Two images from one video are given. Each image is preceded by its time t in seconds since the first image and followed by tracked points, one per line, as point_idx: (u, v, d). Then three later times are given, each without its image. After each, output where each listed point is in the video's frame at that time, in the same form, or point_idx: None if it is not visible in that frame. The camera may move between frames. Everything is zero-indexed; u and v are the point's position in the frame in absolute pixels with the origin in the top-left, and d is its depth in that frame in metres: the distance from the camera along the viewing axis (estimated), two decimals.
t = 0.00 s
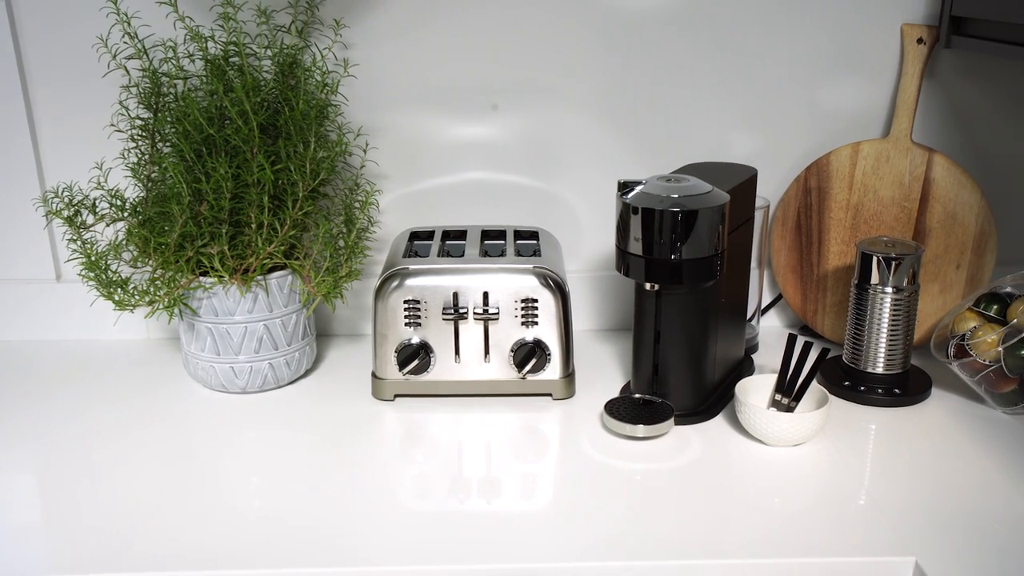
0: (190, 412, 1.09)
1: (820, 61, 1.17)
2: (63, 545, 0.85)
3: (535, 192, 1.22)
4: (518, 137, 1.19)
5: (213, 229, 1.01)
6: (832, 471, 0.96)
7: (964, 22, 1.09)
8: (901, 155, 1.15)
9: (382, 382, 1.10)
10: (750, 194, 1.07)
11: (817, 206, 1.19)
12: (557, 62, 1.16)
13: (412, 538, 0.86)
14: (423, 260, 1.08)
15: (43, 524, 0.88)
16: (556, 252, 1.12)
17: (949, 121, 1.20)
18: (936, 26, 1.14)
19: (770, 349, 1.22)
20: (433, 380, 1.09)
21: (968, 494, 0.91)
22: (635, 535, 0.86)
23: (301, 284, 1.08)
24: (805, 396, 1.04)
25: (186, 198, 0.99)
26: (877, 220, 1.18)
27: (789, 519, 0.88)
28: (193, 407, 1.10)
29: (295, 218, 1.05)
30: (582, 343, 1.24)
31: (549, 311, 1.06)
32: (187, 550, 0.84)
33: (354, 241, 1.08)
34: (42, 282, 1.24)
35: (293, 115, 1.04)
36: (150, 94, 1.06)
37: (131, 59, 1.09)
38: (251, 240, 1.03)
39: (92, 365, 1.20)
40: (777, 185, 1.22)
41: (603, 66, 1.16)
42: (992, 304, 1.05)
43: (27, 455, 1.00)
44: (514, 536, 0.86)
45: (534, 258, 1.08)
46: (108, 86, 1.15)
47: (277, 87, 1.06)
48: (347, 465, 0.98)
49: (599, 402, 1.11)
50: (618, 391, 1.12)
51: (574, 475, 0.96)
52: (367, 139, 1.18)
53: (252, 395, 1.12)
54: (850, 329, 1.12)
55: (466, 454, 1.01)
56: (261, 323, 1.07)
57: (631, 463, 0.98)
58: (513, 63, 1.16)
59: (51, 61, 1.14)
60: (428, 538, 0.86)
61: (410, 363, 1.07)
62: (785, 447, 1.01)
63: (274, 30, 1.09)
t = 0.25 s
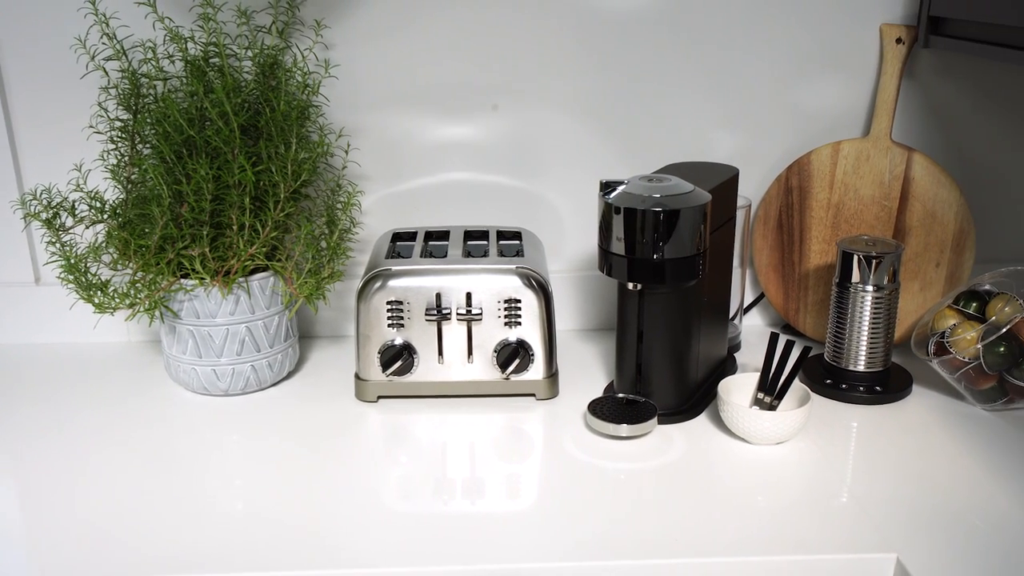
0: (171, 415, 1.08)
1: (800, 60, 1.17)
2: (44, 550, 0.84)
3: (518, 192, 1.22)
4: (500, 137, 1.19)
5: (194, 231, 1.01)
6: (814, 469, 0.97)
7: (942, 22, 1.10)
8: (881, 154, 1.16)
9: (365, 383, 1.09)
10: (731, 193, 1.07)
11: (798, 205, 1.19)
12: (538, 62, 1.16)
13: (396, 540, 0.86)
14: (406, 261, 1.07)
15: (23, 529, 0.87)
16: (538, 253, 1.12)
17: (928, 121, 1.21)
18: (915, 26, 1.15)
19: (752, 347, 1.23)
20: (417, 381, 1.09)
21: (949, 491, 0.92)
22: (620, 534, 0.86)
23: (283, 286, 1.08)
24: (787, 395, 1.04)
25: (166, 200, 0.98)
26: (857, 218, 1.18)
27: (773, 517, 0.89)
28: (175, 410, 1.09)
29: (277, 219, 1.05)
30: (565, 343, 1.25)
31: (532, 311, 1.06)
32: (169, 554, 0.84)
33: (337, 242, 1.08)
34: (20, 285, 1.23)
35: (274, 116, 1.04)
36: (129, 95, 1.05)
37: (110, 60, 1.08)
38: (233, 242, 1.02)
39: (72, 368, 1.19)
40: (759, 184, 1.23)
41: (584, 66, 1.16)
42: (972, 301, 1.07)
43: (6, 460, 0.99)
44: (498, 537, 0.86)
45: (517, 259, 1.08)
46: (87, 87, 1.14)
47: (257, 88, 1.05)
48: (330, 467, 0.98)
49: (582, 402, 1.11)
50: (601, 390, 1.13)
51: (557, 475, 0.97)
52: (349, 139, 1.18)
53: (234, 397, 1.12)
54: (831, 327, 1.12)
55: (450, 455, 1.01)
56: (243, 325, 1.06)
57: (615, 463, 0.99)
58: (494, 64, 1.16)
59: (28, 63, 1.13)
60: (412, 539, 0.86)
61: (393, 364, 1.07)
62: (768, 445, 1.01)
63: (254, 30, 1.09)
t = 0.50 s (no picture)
0: (153, 418, 1.07)
1: (781, 60, 1.18)
2: (24, 555, 0.83)
3: (501, 192, 1.22)
4: (483, 138, 1.19)
5: (175, 232, 1.00)
6: (797, 467, 0.97)
7: (922, 21, 1.11)
8: (862, 153, 1.17)
9: (349, 384, 1.09)
10: (713, 193, 1.07)
11: (780, 204, 1.20)
12: (521, 62, 1.16)
13: (380, 542, 0.86)
14: (389, 262, 1.07)
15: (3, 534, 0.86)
16: (521, 253, 1.12)
17: (908, 120, 1.21)
18: (895, 26, 1.16)
19: (735, 346, 1.23)
20: (400, 383, 1.09)
21: (930, 487, 0.93)
22: (604, 533, 0.86)
23: (265, 287, 1.08)
24: (770, 393, 1.05)
25: (147, 202, 0.98)
26: (839, 217, 1.19)
27: (757, 515, 0.89)
28: (157, 413, 1.09)
29: (259, 220, 1.04)
30: (548, 343, 1.25)
31: (515, 311, 1.06)
32: (151, 558, 0.83)
33: (319, 243, 1.08)
34: None
35: (256, 117, 1.03)
36: (109, 96, 1.04)
37: (89, 61, 1.07)
38: (214, 244, 1.02)
39: (51, 372, 1.18)
40: (740, 184, 1.23)
41: (566, 66, 1.16)
42: (952, 300, 1.08)
43: None
44: (482, 538, 0.86)
45: (500, 259, 1.08)
46: (66, 89, 1.14)
47: (238, 89, 1.05)
48: (314, 470, 0.98)
49: (566, 402, 1.11)
50: (584, 390, 1.13)
51: (541, 475, 0.96)
52: (331, 140, 1.17)
53: (216, 400, 1.11)
54: (813, 326, 1.13)
55: (434, 456, 1.01)
56: (225, 327, 1.06)
57: (599, 462, 0.99)
58: (477, 64, 1.16)
59: (6, 64, 1.13)
60: (396, 541, 0.86)
61: (376, 365, 1.07)
62: (751, 444, 1.01)
63: (235, 31, 1.08)
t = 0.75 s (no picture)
0: (135, 422, 1.07)
1: (762, 60, 1.18)
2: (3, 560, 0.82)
3: (483, 193, 1.22)
4: (465, 138, 1.19)
5: (155, 234, 0.99)
6: (780, 465, 0.98)
7: (900, 21, 1.11)
8: (842, 152, 1.17)
9: (332, 386, 1.09)
10: (695, 192, 1.08)
11: (761, 203, 1.20)
12: (502, 63, 1.16)
13: (364, 543, 0.85)
14: (371, 263, 1.07)
15: None
16: (504, 253, 1.12)
17: (887, 119, 1.22)
18: (873, 26, 1.17)
19: (718, 345, 1.24)
20: (383, 384, 1.09)
21: (912, 484, 0.93)
22: (588, 533, 0.87)
23: (247, 289, 1.07)
24: (752, 392, 1.05)
25: (126, 204, 0.97)
26: (820, 216, 1.20)
27: (739, 514, 0.89)
28: (138, 416, 1.08)
29: (240, 222, 1.04)
30: (532, 344, 1.25)
31: (498, 312, 1.06)
32: (133, 562, 0.82)
33: (301, 245, 1.07)
34: None
35: (236, 118, 1.03)
36: (87, 97, 1.04)
37: (66, 62, 1.07)
38: (195, 245, 1.01)
39: (31, 375, 1.17)
40: (722, 183, 1.24)
41: (548, 66, 1.16)
42: (931, 297, 1.08)
43: None
44: (466, 539, 0.86)
45: (483, 260, 1.08)
46: (43, 90, 1.13)
47: (219, 90, 1.04)
48: (297, 472, 0.97)
49: (549, 402, 1.11)
50: (568, 390, 1.13)
51: (525, 475, 0.96)
52: (312, 141, 1.17)
53: (198, 402, 1.10)
54: (795, 324, 1.14)
55: (418, 457, 1.00)
56: (207, 329, 1.05)
57: (583, 462, 0.99)
58: (458, 65, 1.15)
59: None
60: (380, 543, 0.85)
61: (359, 367, 1.06)
62: (734, 442, 1.02)
63: (214, 31, 1.08)
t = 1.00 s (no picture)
0: (116, 425, 1.06)
1: (743, 60, 1.19)
2: None
3: (467, 193, 1.22)
4: (447, 139, 1.19)
5: (136, 237, 0.99)
6: (763, 463, 0.98)
7: (880, 21, 1.12)
8: (823, 151, 1.18)
9: (315, 388, 1.08)
10: (678, 192, 1.08)
11: (744, 203, 1.21)
12: (485, 63, 1.16)
13: (349, 546, 0.85)
14: (354, 264, 1.07)
15: None
16: (487, 254, 1.12)
17: (868, 119, 1.23)
18: (853, 26, 1.17)
19: (701, 345, 1.24)
20: (367, 385, 1.09)
21: (893, 481, 0.94)
22: (572, 533, 0.87)
23: (229, 291, 1.06)
24: (735, 390, 1.06)
25: (106, 206, 0.96)
26: (801, 215, 1.20)
27: (723, 512, 0.90)
28: (120, 419, 1.07)
29: (222, 224, 1.03)
30: (515, 344, 1.25)
31: (482, 312, 1.06)
32: (115, 566, 0.82)
33: (283, 246, 1.07)
34: None
35: (217, 119, 1.02)
36: (66, 99, 1.03)
37: (45, 63, 1.06)
38: (177, 248, 1.01)
39: (11, 379, 1.17)
40: (705, 183, 1.24)
41: (530, 66, 1.16)
42: (912, 295, 1.09)
43: None
44: (452, 540, 0.86)
45: (466, 260, 1.08)
46: (21, 92, 1.12)
47: (199, 91, 1.03)
48: (281, 474, 0.97)
49: (533, 402, 1.11)
50: (552, 390, 1.13)
51: (510, 476, 0.96)
52: (294, 142, 1.17)
53: (180, 405, 1.10)
54: (777, 323, 1.14)
55: (402, 458, 1.00)
56: (189, 331, 1.05)
57: (567, 462, 0.99)
58: (440, 65, 1.15)
59: None
60: (365, 544, 0.85)
61: (342, 368, 1.06)
62: (717, 441, 1.02)
63: (195, 32, 1.07)
